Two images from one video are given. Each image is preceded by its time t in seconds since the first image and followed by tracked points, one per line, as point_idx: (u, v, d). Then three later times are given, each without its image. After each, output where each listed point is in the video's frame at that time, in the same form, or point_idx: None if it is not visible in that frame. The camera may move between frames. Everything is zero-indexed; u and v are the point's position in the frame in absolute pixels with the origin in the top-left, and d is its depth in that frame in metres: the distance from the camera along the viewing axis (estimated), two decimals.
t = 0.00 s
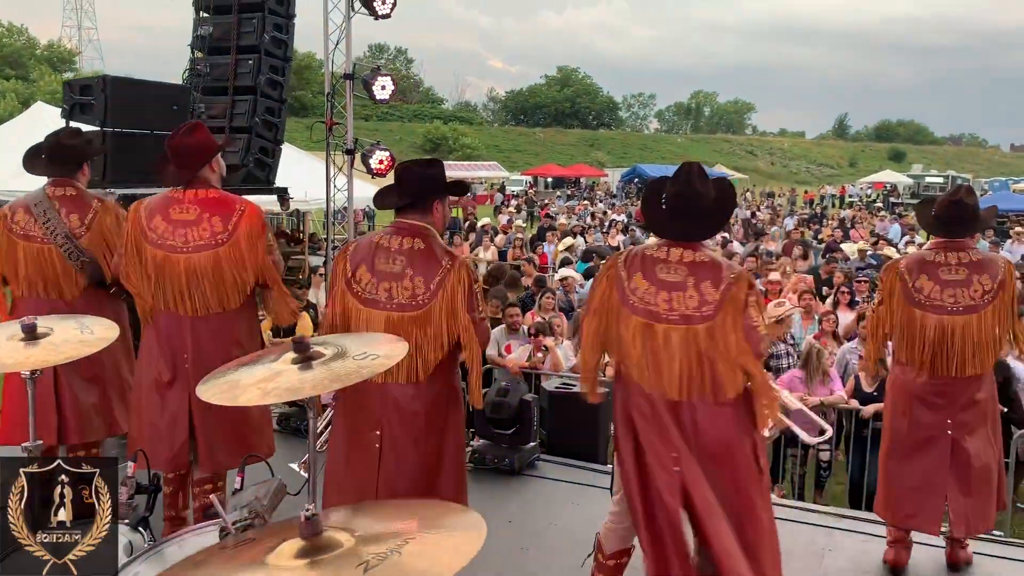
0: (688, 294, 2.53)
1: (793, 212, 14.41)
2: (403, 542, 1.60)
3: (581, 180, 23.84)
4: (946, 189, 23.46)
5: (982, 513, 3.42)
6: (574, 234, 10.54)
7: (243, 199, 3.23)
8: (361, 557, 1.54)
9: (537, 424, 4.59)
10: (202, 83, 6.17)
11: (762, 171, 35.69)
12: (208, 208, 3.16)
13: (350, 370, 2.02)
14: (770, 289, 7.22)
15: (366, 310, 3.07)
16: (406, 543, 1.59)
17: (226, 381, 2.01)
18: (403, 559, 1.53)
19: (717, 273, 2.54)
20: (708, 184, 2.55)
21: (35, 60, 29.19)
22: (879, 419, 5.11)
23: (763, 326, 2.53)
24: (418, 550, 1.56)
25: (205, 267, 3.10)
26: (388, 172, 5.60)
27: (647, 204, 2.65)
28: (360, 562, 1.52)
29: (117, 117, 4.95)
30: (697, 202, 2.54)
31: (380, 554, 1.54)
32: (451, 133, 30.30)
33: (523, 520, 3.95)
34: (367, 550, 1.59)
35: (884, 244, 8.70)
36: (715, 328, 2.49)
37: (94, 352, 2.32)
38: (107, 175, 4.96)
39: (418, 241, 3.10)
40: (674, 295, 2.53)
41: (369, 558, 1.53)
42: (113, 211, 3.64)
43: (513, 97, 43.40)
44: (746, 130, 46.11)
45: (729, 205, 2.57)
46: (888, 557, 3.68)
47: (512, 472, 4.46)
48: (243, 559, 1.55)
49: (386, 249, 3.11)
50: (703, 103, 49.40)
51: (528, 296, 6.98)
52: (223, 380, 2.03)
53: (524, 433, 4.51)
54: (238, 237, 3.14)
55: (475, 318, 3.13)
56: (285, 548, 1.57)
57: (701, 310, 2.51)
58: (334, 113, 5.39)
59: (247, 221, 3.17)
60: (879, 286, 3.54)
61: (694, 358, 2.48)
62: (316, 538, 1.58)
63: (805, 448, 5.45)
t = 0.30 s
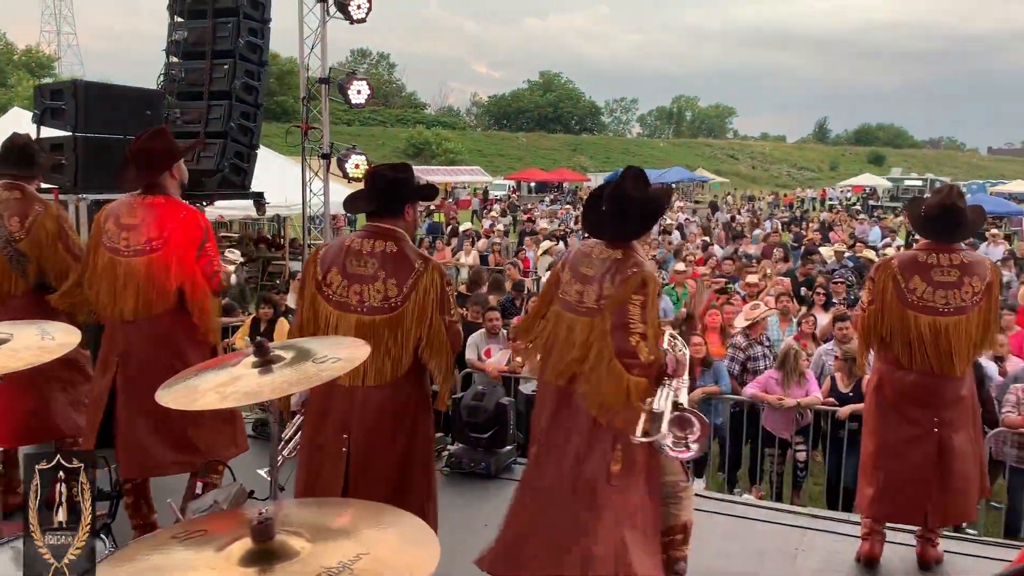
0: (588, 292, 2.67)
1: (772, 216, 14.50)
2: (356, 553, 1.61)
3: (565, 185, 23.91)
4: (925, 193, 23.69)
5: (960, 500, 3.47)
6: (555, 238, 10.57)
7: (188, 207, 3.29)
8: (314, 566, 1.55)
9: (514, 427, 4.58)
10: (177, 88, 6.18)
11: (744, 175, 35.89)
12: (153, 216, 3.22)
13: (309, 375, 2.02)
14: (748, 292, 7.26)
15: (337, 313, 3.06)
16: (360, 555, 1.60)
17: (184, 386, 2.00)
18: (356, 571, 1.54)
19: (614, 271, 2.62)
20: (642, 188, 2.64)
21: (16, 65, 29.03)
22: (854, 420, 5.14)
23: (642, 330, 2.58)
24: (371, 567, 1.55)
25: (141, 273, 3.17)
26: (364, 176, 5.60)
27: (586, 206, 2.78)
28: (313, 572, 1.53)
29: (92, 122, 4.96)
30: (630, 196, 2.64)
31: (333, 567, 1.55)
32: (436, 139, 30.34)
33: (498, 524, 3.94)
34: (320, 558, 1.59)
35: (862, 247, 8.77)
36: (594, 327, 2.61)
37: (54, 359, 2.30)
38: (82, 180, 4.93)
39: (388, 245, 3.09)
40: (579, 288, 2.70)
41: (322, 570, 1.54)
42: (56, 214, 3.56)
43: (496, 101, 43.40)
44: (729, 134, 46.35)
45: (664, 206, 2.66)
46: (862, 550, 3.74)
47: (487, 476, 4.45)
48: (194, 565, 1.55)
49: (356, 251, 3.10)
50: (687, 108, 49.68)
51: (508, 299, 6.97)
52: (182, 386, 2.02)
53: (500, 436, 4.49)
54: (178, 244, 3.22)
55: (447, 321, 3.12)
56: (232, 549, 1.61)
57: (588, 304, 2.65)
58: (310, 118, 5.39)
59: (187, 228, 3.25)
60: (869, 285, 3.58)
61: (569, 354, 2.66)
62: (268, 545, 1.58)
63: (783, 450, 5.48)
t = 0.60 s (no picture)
0: (526, 285, 2.87)
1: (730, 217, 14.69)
2: (284, 549, 1.68)
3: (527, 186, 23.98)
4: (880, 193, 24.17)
5: (911, 482, 3.56)
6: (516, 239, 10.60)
7: (112, 200, 3.29)
8: (242, 563, 1.61)
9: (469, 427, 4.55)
10: (126, 87, 6.09)
11: (703, 176, 36.28)
12: (80, 212, 3.29)
13: (245, 374, 1.99)
14: (703, 290, 7.34)
15: (284, 314, 3.03)
16: (287, 551, 1.67)
17: (117, 389, 1.96)
18: (282, 565, 1.61)
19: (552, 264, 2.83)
20: (572, 182, 2.83)
21: None
22: (807, 414, 5.23)
23: (574, 317, 2.78)
24: (302, 555, 1.64)
25: (62, 269, 3.27)
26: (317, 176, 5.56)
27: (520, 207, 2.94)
28: (239, 569, 1.59)
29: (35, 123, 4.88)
30: (561, 195, 2.83)
31: (261, 562, 1.62)
32: (396, 139, 30.27)
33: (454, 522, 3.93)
34: (248, 556, 1.65)
35: (814, 245, 8.93)
36: (531, 318, 2.82)
37: None
38: (26, 182, 4.83)
39: (335, 242, 3.07)
40: (519, 282, 2.89)
41: (249, 564, 1.61)
42: None
43: (457, 102, 43.30)
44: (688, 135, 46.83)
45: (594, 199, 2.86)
46: (818, 542, 3.80)
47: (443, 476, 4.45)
48: (124, 566, 1.60)
49: (303, 251, 3.07)
50: (648, 110, 50.21)
51: (467, 300, 6.96)
52: (114, 388, 1.97)
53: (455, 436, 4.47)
54: (93, 242, 3.24)
55: (397, 319, 3.10)
56: (164, 553, 1.64)
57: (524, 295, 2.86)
58: (261, 117, 5.34)
59: (99, 227, 3.23)
60: (829, 286, 3.64)
61: (508, 343, 2.86)
62: (196, 543, 1.63)
63: (738, 445, 5.54)
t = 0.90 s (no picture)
0: (493, 281, 2.87)
1: (665, 214, 14.92)
2: (187, 550, 1.79)
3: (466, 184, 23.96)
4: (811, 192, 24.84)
5: (840, 479, 3.65)
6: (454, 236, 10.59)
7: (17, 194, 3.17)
8: (144, 567, 1.72)
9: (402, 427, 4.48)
10: (43, 80, 5.86)
11: (642, 175, 36.77)
12: None
13: (153, 375, 1.93)
14: (638, 285, 7.44)
15: (207, 313, 2.96)
16: (190, 553, 1.77)
17: (16, 389, 1.88)
18: (183, 569, 1.71)
19: (516, 258, 2.85)
20: (513, 177, 2.83)
21: None
22: (738, 407, 5.34)
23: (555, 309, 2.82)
24: (206, 558, 1.75)
25: None
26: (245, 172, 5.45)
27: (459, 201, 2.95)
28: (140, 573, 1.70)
29: None
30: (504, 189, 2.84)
31: (164, 565, 1.73)
32: (333, 136, 29.94)
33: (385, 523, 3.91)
34: (149, 560, 1.77)
35: (747, 241, 9.12)
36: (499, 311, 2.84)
37: None
38: None
39: (259, 238, 3.00)
40: (479, 278, 2.88)
41: (151, 569, 1.71)
42: None
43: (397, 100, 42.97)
44: (628, 134, 47.34)
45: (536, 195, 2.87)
46: (748, 531, 3.86)
47: (376, 476, 4.41)
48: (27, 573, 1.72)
49: (226, 247, 3.00)
50: (589, 109, 50.65)
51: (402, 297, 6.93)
52: (13, 388, 1.90)
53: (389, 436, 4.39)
54: None
55: (324, 315, 3.02)
56: (59, 558, 1.78)
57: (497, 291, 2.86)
58: (186, 113, 5.21)
59: None
60: (763, 279, 3.69)
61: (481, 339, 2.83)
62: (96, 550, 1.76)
63: (672, 438, 5.63)
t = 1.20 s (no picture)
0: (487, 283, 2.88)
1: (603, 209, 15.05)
2: (87, 553, 1.74)
3: (406, 179, 23.81)
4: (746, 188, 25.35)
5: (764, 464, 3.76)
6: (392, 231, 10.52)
7: None
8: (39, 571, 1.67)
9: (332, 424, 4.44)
10: None
11: (583, 171, 37.06)
12: None
13: (56, 372, 1.88)
14: (574, 280, 7.50)
15: (122, 311, 2.87)
16: (91, 557, 1.72)
17: None
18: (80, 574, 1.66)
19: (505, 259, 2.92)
20: (470, 176, 2.85)
21: None
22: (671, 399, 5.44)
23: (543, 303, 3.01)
24: (107, 561, 1.71)
25: None
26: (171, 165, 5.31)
27: (416, 204, 2.93)
28: None
29: None
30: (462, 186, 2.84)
31: (61, 569, 1.68)
32: (268, 130, 29.48)
33: (314, 522, 3.86)
34: (46, 564, 1.71)
35: (680, 235, 9.28)
36: (497, 311, 2.88)
37: None
38: None
39: (177, 234, 2.94)
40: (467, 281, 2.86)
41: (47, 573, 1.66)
42: None
43: (333, 93, 42.42)
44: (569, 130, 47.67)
45: (494, 194, 2.90)
46: (679, 519, 3.93)
47: (306, 475, 4.35)
48: None
49: (143, 243, 2.92)
50: (530, 104, 50.83)
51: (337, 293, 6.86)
52: None
53: (318, 434, 4.36)
54: None
55: (244, 314, 2.98)
56: None
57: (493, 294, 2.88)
58: (108, 103, 5.05)
59: None
60: (695, 268, 3.74)
61: (493, 346, 2.85)
62: None
63: (607, 430, 5.70)
